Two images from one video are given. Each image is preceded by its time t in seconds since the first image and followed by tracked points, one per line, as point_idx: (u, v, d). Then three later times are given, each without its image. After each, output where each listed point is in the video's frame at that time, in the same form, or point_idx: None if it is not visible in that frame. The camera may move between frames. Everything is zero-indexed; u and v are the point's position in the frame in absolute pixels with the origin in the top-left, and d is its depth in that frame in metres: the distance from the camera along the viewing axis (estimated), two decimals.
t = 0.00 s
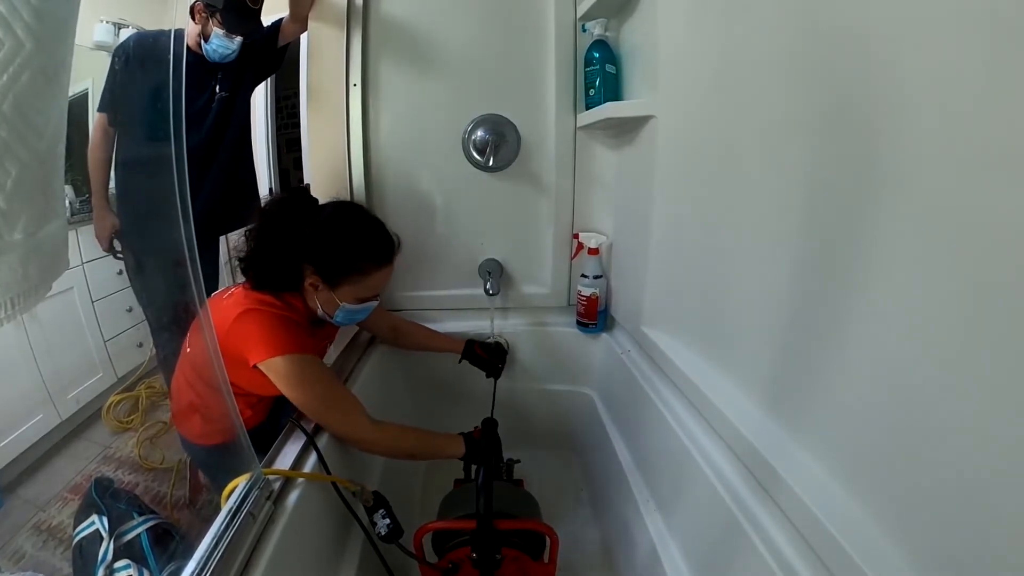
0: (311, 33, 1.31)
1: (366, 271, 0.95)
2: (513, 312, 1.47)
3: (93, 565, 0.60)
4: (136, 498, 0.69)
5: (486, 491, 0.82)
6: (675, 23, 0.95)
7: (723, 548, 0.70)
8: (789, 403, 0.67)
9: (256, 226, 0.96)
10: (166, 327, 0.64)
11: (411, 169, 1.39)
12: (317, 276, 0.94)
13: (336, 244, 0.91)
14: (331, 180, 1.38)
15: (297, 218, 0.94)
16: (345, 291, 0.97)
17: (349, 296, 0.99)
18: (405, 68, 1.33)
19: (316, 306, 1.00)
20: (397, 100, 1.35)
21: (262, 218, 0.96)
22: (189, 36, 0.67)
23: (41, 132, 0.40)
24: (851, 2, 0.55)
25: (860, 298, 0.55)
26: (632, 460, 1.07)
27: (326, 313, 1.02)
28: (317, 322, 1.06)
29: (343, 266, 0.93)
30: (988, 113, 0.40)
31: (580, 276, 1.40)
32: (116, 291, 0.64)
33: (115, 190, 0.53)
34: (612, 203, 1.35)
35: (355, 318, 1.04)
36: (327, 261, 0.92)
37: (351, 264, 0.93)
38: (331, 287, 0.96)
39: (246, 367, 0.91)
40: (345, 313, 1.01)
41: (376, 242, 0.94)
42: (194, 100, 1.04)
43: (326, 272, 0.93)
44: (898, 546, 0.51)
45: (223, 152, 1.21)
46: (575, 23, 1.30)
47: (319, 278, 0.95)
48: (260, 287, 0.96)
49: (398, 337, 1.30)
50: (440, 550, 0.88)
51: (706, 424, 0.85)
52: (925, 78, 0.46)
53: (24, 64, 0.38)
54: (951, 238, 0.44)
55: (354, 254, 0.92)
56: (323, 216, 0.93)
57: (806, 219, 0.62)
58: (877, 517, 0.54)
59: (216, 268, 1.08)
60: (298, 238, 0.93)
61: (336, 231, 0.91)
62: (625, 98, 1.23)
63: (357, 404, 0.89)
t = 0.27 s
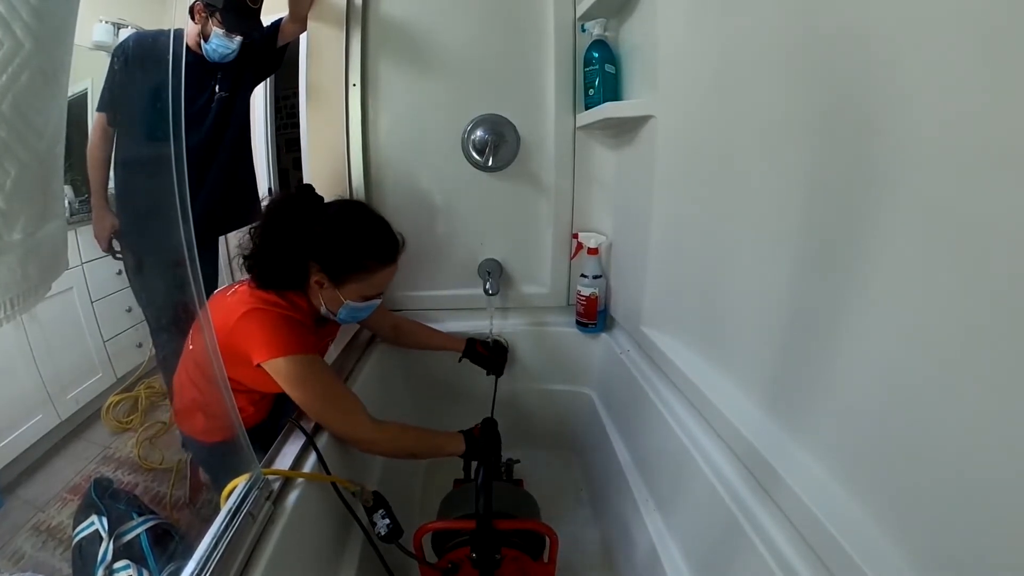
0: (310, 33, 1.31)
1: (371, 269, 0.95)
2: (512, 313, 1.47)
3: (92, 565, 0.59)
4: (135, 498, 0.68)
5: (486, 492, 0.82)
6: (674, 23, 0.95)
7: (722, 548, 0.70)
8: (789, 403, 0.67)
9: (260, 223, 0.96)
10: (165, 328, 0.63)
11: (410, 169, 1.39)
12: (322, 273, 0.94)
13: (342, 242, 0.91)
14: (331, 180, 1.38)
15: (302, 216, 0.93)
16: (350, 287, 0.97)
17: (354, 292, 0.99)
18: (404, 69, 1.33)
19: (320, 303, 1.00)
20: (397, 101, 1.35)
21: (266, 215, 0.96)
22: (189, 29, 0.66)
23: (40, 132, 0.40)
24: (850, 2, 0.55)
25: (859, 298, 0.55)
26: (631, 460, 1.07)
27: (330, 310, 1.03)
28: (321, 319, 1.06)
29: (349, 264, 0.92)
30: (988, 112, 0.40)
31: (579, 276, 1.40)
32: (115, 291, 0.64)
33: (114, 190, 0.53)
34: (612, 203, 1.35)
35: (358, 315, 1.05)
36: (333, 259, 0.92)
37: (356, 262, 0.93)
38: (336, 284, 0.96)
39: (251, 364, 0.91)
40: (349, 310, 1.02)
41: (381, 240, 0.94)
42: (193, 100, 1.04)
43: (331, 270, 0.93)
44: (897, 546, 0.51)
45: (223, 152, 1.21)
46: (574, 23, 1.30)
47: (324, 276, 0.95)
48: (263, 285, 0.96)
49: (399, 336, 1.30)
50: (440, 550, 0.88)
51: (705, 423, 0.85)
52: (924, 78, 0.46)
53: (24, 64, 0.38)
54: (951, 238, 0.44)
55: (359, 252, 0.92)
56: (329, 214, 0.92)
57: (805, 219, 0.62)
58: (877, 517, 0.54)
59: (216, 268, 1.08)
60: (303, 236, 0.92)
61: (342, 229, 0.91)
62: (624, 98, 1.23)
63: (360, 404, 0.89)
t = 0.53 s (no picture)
0: (310, 34, 1.31)
1: (374, 264, 0.95)
2: (512, 312, 1.47)
3: (92, 566, 0.59)
4: (135, 498, 0.67)
5: (485, 492, 0.82)
6: (674, 23, 0.95)
7: (722, 548, 0.70)
8: (788, 403, 0.67)
9: (261, 222, 0.96)
10: (165, 328, 0.63)
11: (410, 168, 1.39)
12: (326, 270, 0.94)
13: (345, 238, 0.91)
14: (330, 180, 1.39)
15: (304, 214, 0.94)
16: (354, 283, 0.97)
17: (357, 289, 0.99)
18: (403, 69, 1.33)
19: (324, 300, 1.00)
20: (396, 101, 1.35)
21: (268, 214, 0.96)
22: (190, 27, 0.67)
23: (39, 133, 0.40)
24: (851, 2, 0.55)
25: (860, 298, 0.55)
26: (631, 460, 1.07)
27: (333, 307, 1.03)
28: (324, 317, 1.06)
29: (352, 260, 0.93)
30: (988, 112, 0.40)
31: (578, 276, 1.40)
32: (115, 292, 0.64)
33: (113, 190, 0.53)
34: (612, 203, 1.35)
35: (362, 311, 1.05)
36: (337, 255, 0.92)
37: (360, 258, 0.93)
38: (339, 281, 0.97)
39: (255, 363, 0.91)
40: (353, 306, 1.02)
41: (383, 236, 0.94)
42: (192, 101, 1.04)
43: (335, 266, 0.93)
44: (897, 546, 0.51)
45: (222, 152, 1.21)
46: (573, 23, 1.30)
47: (329, 272, 0.95)
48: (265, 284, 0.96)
49: (399, 335, 1.30)
50: (439, 549, 0.88)
51: (704, 422, 0.85)
52: (924, 79, 0.46)
53: (23, 65, 0.38)
54: (951, 239, 0.44)
55: (362, 248, 0.92)
56: (331, 211, 0.93)
57: (805, 219, 0.62)
58: (877, 517, 0.54)
59: (215, 268, 1.08)
60: (306, 234, 0.92)
61: (345, 224, 0.92)
62: (623, 98, 1.23)
63: (362, 406, 0.89)
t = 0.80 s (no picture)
0: (310, 33, 1.32)
1: (387, 258, 0.97)
2: (511, 312, 1.46)
3: (91, 567, 0.59)
4: (135, 499, 0.67)
5: (485, 492, 0.82)
6: (673, 23, 0.95)
7: (721, 548, 0.70)
8: (788, 403, 0.68)
9: (272, 217, 0.96)
10: (164, 328, 0.63)
11: (409, 168, 1.39)
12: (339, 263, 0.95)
13: (361, 231, 0.92)
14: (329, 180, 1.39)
15: (316, 208, 0.94)
16: (366, 277, 0.98)
17: (369, 283, 1.00)
18: (403, 69, 1.33)
19: (334, 295, 1.01)
20: (396, 101, 1.35)
21: (278, 208, 0.96)
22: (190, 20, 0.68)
23: (38, 134, 0.40)
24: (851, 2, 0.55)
25: (859, 298, 0.55)
26: (630, 460, 1.07)
27: (343, 301, 1.03)
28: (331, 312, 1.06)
29: (366, 253, 0.94)
30: (987, 112, 0.41)
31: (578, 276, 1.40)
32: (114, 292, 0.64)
33: (113, 190, 0.53)
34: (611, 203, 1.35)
35: (372, 307, 1.06)
36: (352, 248, 0.93)
37: (374, 251, 0.94)
38: (352, 275, 0.97)
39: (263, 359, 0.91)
40: (363, 301, 1.02)
41: (394, 230, 0.96)
42: (190, 101, 1.03)
43: (349, 260, 0.94)
44: (897, 545, 0.51)
45: (221, 152, 1.21)
46: (573, 23, 1.30)
47: (342, 266, 0.96)
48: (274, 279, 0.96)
49: (398, 335, 1.29)
50: (439, 549, 0.88)
51: (704, 422, 0.85)
52: (923, 79, 0.46)
53: (22, 65, 0.38)
54: (951, 239, 0.44)
55: (376, 240, 0.94)
56: (345, 205, 0.94)
57: (805, 219, 0.62)
58: (877, 517, 0.54)
59: (215, 268, 1.08)
60: (319, 227, 0.93)
61: (360, 217, 0.93)
62: (623, 98, 1.23)
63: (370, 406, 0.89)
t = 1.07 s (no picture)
0: (309, 33, 1.32)
1: (404, 250, 0.98)
2: (511, 313, 1.46)
3: (91, 567, 0.59)
4: (134, 498, 0.67)
5: (484, 492, 0.82)
6: (673, 23, 0.95)
7: (721, 547, 0.70)
8: (787, 403, 0.68)
9: (287, 210, 0.95)
10: (163, 328, 0.63)
11: (408, 168, 1.38)
12: (359, 257, 0.96)
13: (381, 222, 0.93)
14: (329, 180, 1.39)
15: (332, 203, 0.92)
16: (384, 270, 0.99)
17: (387, 275, 1.00)
18: (402, 69, 1.33)
19: (351, 289, 1.01)
20: (395, 101, 1.35)
21: (294, 202, 0.95)
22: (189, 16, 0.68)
23: (37, 134, 0.40)
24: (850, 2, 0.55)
25: (859, 298, 0.55)
26: (630, 460, 1.07)
27: (359, 295, 1.04)
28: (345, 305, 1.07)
29: (386, 245, 0.95)
30: (987, 111, 0.41)
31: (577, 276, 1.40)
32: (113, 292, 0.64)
33: (112, 190, 0.53)
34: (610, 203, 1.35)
35: (388, 301, 1.07)
36: (372, 240, 0.94)
37: (394, 242, 0.95)
38: (371, 267, 0.98)
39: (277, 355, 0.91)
40: (380, 293, 1.03)
41: (408, 225, 0.97)
42: (189, 101, 1.03)
43: (369, 252, 0.95)
44: (896, 545, 0.51)
45: (220, 152, 1.21)
46: (572, 23, 1.30)
47: (361, 259, 0.96)
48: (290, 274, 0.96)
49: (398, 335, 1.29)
50: (438, 549, 0.88)
51: (703, 421, 0.86)
52: (923, 78, 0.46)
53: (21, 65, 0.38)
54: (951, 239, 0.44)
55: (398, 232, 0.96)
56: (362, 198, 0.95)
57: (805, 219, 0.62)
58: (877, 517, 0.54)
59: (214, 269, 1.07)
60: (338, 221, 0.92)
61: (380, 209, 0.94)
62: (622, 98, 1.23)
63: (379, 406, 0.89)
